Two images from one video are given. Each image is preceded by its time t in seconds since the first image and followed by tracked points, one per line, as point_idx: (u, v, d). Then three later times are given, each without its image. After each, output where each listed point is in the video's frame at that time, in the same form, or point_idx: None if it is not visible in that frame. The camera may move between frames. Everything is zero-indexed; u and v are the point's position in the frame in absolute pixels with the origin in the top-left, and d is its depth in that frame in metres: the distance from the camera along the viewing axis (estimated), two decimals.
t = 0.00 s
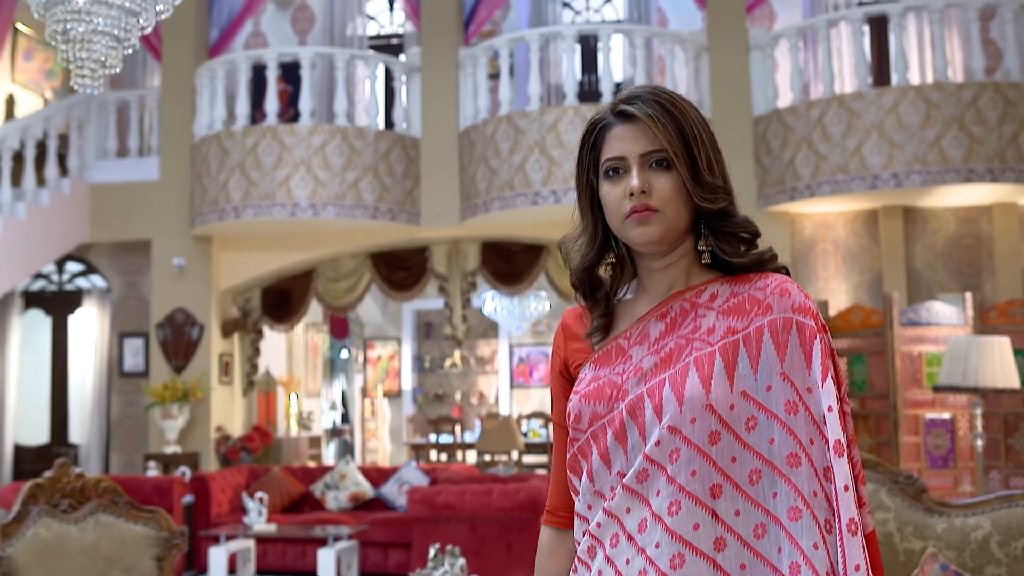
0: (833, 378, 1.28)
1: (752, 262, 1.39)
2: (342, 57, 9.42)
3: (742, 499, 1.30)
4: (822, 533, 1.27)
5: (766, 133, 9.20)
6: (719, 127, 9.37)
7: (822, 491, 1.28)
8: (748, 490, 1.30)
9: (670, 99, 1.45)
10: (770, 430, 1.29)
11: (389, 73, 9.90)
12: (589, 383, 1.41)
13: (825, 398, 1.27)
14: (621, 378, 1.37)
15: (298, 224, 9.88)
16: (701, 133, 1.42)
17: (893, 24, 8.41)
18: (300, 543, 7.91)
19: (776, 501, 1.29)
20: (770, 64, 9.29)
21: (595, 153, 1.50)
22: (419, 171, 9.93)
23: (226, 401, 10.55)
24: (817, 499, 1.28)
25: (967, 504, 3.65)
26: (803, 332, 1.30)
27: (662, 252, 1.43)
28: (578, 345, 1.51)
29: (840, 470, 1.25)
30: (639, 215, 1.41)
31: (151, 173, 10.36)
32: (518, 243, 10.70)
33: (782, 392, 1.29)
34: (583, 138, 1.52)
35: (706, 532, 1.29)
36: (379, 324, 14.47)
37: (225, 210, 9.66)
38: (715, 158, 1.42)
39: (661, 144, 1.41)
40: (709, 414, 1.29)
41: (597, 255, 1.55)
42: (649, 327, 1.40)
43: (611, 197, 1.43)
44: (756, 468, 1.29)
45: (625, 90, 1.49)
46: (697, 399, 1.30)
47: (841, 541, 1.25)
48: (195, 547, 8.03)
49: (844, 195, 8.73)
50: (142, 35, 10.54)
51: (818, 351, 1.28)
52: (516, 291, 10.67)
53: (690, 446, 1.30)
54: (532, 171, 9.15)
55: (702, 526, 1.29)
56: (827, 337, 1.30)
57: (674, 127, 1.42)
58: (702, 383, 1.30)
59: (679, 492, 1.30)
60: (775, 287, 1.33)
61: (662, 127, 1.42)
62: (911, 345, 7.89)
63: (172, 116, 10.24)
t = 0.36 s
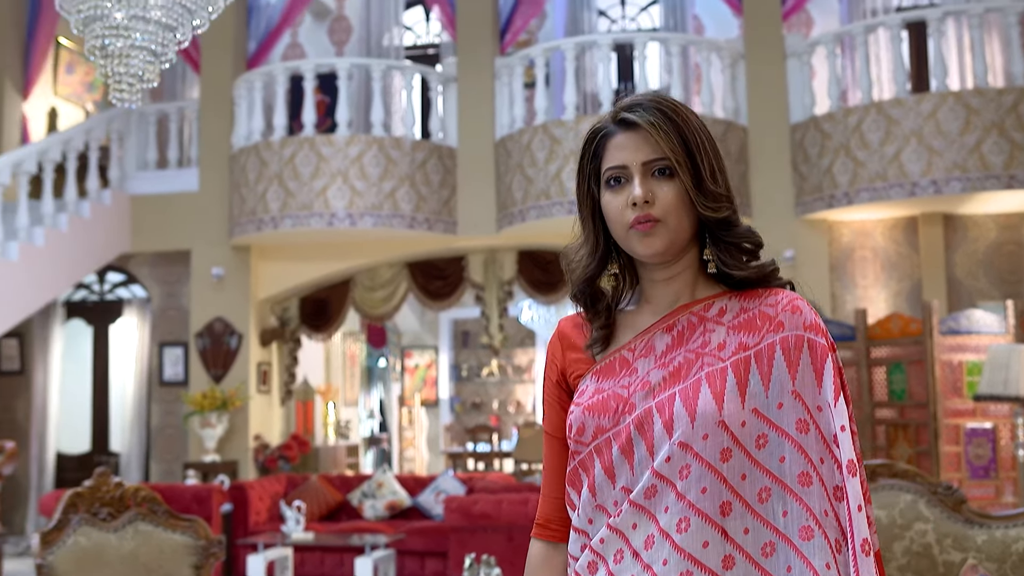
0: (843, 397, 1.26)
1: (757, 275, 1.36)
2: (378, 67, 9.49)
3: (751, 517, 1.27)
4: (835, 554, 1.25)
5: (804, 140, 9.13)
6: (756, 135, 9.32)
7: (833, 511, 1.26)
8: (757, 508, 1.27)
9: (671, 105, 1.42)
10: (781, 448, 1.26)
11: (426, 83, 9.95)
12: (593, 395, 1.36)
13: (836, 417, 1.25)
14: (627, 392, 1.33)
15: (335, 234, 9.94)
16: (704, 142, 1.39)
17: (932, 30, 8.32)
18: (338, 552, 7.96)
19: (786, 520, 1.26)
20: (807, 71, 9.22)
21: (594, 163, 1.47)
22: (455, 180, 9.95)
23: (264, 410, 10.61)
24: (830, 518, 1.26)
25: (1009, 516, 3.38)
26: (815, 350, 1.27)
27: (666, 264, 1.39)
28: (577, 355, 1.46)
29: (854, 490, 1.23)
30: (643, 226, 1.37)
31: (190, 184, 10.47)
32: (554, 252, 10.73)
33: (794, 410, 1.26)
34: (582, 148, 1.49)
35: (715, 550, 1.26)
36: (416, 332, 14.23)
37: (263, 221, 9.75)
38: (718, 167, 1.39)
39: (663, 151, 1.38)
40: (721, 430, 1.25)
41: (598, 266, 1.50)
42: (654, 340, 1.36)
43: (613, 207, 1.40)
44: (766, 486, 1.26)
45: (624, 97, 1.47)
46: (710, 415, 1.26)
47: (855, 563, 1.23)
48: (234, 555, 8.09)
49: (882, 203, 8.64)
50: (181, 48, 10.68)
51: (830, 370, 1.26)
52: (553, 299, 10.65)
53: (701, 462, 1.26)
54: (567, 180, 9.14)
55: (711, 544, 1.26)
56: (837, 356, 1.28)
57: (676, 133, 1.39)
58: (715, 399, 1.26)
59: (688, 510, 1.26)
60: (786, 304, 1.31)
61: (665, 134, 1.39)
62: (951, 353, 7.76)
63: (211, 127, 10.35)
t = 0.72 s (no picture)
0: (843, 412, 1.30)
1: (745, 282, 1.41)
2: (404, 73, 9.51)
3: (751, 533, 1.30)
4: (834, 567, 1.29)
5: (830, 144, 9.06)
6: (782, 140, 9.29)
7: (833, 526, 1.30)
8: (756, 524, 1.30)
9: (658, 116, 1.47)
10: (781, 464, 1.30)
11: (451, 88, 9.96)
12: (590, 410, 1.40)
13: (837, 432, 1.29)
14: (626, 407, 1.36)
15: (361, 240, 9.98)
16: (692, 150, 1.44)
17: (960, 32, 8.26)
18: (363, 556, 7.96)
19: (786, 536, 1.30)
20: (833, 74, 9.16)
21: (583, 176, 1.52)
22: (481, 186, 9.97)
23: (290, 415, 10.65)
24: (829, 533, 1.29)
25: None
26: (814, 364, 1.31)
27: (661, 274, 1.44)
28: (571, 368, 1.49)
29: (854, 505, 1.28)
30: (636, 235, 1.42)
31: (217, 190, 10.55)
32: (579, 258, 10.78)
33: (794, 425, 1.30)
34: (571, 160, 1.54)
35: (715, 564, 1.30)
36: (442, 337, 14.30)
37: (290, 226, 9.80)
38: (705, 174, 1.44)
39: (652, 160, 1.43)
40: (722, 447, 1.30)
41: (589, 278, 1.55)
42: (653, 354, 1.40)
43: (605, 218, 1.45)
44: (766, 501, 1.30)
45: (611, 109, 1.52)
46: (711, 432, 1.30)
47: None
48: (260, 559, 8.11)
49: (910, 207, 8.58)
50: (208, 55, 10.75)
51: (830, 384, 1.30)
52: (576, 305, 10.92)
53: (703, 479, 1.30)
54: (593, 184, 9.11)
55: (711, 559, 1.30)
56: (834, 369, 1.33)
57: (664, 142, 1.44)
58: (715, 416, 1.30)
59: (689, 526, 1.30)
60: (785, 317, 1.35)
61: (652, 143, 1.44)
62: (979, 358, 7.68)
63: (237, 134, 10.41)
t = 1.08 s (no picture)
0: (829, 420, 1.32)
1: (728, 288, 1.41)
2: (417, 72, 9.52)
3: (739, 543, 1.31)
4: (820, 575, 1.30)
5: (845, 142, 9.02)
6: (796, 139, 9.26)
7: (819, 535, 1.31)
8: (744, 533, 1.31)
9: (641, 119, 1.48)
10: (767, 472, 1.31)
11: (465, 88, 9.96)
12: (577, 420, 1.40)
13: (823, 440, 1.31)
14: (614, 416, 1.37)
15: (375, 239, 10.00)
16: (676, 154, 1.45)
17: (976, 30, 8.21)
18: (377, 555, 7.97)
19: (772, 545, 1.31)
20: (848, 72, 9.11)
21: (566, 180, 1.52)
22: (495, 185, 9.97)
23: (304, 414, 10.67)
24: (815, 541, 1.31)
25: None
26: (801, 372, 1.33)
27: (648, 280, 1.45)
28: (556, 377, 1.49)
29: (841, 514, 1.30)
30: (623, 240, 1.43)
31: (231, 190, 10.58)
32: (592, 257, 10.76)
33: (781, 434, 1.31)
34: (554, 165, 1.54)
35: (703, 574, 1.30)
36: (456, 336, 14.13)
37: (304, 226, 9.82)
38: (689, 177, 1.45)
39: (636, 165, 1.44)
40: (711, 457, 1.30)
41: (572, 286, 1.55)
42: (640, 362, 1.40)
43: (590, 223, 1.45)
44: (753, 511, 1.31)
45: (593, 113, 1.52)
46: (700, 442, 1.30)
47: None
48: (274, 558, 8.12)
49: (926, 206, 8.54)
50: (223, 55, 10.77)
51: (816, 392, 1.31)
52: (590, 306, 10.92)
53: (692, 490, 1.30)
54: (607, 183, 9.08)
55: (699, 569, 1.31)
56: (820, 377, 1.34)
57: (648, 146, 1.45)
58: (704, 426, 1.31)
59: (677, 536, 1.31)
60: (772, 325, 1.36)
61: (636, 147, 1.45)
62: (995, 358, 7.63)
63: (251, 133, 10.43)
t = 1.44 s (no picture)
0: (821, 423, 1.31)
1: (716, 292, 1.41)
2: (424, 71, 9.51)
3: (732, 548, 1.31)
4: None
5: (853, 141, 8.99)
6: (804, 138, 9.23)
7: (811, 540, 1.30)
8: (738, 538, 1.31)
9: (628, 121, 1.47)
10: (761, 477, 1.30)
11: (473, 87, 9.95)
12: (569, 427, 1.39)
13: (815, 444, 1.30)
14: (607, 424, 1.36)
15: (382, 238, 9.99)
16: (664, 157, 1.44)
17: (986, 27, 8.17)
18: (385, 554, 7.96)
19: (765, 549, 1.30)
20: (856, 69, 9.08)
21: (554, 183, 1.52)
22: (502, 184, 9.96)
23: (312, 414, 10.67)
24: (809, 546, 1.30)
25: None
26: (793, 376, 1.32)
27: (635, 283, 1.45)
28: (544, 383, 1.49)
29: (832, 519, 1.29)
30: (610, 244, 1.42)
31: (238, 190, 10.59)
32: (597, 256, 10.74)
33: (774, 438, 1.30)
34: (541, 168, 1.54)
35: None
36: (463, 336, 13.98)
37: (311, 225, 9.83)
38: (678, 180, 1.44)
39: (624, 167, 1.43)
40: (706, 463, 1.29)
41: (559, 290, 1.56)
42: (632, 367, 1.39)
43: (578, 227, 1.45)
44: (747, 516, 1.30)
45: (580, 114, 1.51)
46: (695, 448, 1.30)
47: None
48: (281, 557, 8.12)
49: (934, 204, 8.51)
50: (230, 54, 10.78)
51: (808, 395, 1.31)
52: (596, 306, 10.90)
53: (687, 496, 1.29)
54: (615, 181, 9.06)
55: None
56: (812, 380, 1.33)
57: (636, 149, 1.44)
58: (699, 432, 1.30)
59: (673, 543, 1.30)
60: (764, 328, 1.35)
61: (624, 150, 1.44)
62: (1004, 357, 7.59)
63: (258, 132, 10.42)
